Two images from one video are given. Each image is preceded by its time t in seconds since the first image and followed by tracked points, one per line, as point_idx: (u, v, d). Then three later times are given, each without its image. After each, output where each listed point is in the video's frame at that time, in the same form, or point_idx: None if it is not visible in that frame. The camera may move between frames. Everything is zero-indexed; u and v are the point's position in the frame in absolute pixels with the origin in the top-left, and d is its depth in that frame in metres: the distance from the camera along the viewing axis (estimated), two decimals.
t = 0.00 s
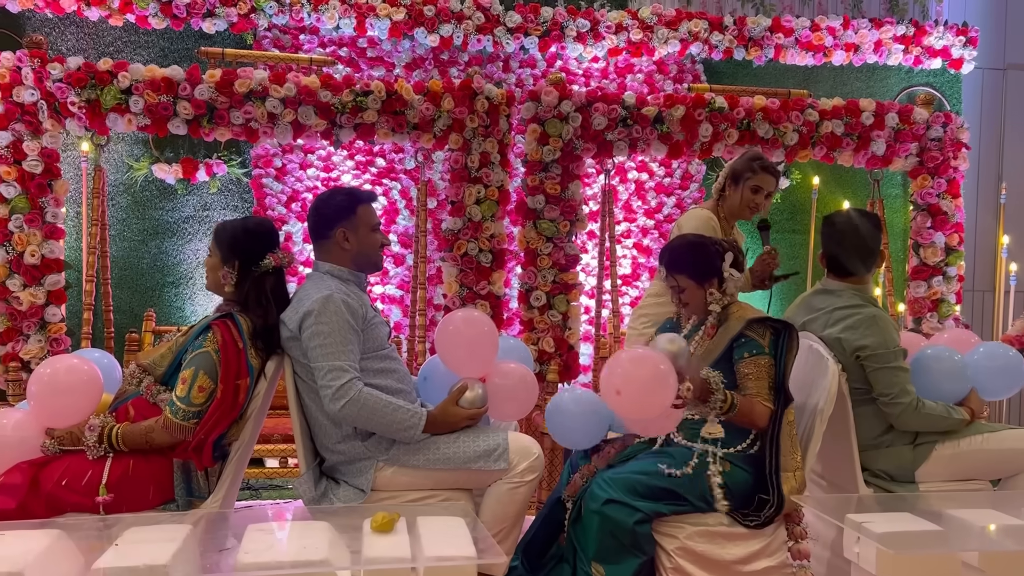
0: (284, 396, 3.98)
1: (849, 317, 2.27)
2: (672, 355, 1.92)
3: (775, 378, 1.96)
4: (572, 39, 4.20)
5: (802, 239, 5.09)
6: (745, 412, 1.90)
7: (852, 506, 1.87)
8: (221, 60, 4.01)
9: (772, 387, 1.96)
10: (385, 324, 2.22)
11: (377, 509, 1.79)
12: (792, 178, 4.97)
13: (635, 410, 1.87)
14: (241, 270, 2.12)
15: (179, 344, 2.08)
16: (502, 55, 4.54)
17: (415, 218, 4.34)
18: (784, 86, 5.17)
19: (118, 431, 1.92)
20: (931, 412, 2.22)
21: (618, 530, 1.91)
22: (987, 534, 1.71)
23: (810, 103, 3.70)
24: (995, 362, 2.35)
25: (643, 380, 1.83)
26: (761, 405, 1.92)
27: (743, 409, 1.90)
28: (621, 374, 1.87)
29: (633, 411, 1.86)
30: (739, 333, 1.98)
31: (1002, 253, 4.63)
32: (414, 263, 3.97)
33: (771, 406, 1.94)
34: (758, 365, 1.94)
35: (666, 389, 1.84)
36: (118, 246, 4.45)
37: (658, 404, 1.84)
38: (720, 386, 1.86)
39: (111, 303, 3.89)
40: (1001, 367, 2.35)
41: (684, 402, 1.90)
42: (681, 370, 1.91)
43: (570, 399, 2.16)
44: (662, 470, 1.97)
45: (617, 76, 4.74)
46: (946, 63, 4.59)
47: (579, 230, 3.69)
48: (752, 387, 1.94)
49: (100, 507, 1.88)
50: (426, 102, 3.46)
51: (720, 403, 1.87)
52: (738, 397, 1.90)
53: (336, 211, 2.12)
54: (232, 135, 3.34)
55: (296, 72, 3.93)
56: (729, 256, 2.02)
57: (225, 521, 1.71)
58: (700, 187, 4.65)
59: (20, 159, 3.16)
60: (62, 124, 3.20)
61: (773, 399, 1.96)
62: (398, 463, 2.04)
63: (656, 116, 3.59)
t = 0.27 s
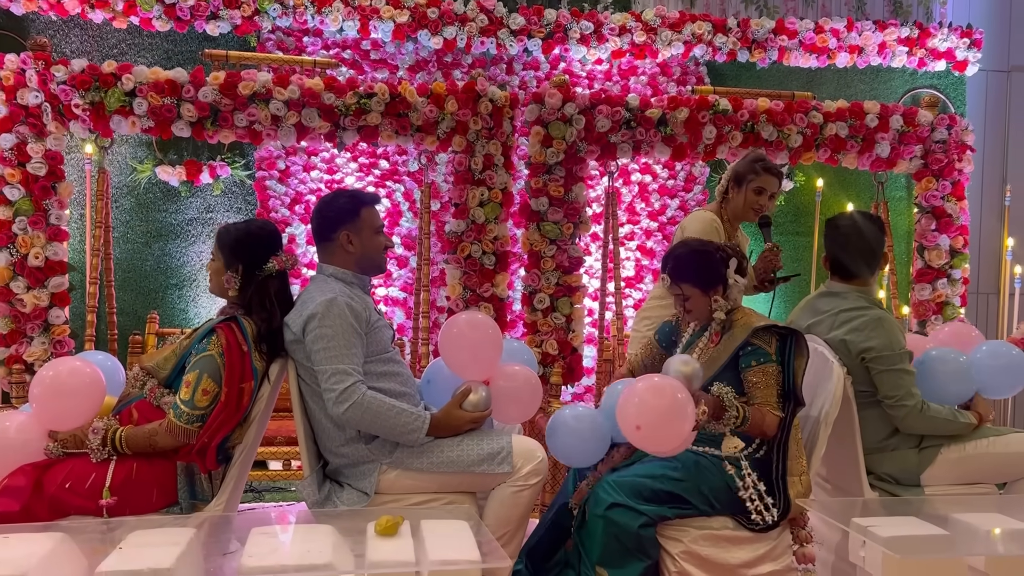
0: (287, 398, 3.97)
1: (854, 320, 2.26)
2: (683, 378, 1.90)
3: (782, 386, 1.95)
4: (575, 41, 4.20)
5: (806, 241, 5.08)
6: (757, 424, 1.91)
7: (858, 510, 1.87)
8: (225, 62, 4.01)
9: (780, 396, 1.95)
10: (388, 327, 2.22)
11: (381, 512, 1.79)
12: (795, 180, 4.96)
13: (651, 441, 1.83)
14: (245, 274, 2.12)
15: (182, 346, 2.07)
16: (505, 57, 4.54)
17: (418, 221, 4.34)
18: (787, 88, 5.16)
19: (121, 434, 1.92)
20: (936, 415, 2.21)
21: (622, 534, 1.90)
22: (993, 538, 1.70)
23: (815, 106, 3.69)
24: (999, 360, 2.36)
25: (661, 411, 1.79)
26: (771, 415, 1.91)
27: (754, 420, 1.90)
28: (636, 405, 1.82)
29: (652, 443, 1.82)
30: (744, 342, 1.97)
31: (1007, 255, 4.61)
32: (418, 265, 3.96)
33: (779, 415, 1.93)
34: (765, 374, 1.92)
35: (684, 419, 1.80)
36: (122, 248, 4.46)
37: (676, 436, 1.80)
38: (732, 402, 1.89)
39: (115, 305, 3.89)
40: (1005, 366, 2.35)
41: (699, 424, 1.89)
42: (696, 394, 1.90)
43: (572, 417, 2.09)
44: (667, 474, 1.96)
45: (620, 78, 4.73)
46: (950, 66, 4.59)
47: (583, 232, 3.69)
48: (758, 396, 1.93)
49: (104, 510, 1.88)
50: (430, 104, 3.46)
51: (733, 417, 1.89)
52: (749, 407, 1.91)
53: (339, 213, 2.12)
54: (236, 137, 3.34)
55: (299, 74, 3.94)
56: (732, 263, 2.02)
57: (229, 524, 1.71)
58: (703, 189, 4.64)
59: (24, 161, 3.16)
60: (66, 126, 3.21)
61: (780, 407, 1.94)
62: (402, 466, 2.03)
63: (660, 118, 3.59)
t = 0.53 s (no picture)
0: (291, 402, 3.98)
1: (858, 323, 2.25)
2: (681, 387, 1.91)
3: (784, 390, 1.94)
4: (578, 45, 4.20)
5: (809, 245, 5.08)
6: (757, 429, 1.90)
7: (863, 515, 1.86)
8: (229, 66, 4.02)
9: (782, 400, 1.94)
10: (392, 331, 2.22)
11: (384, 516, 1.78)
12: (799, 184, 4.95)
13: (648, 450, 1.83)
14: (249, 278, 2.12)
15: (186, 350, 2.07)
16: (509, 61, 4.55)
17: (421, 224, 4.34)
18: (791, 91, 5.16)
19: (125, 438, 1.92)
20: (942, 418, 2.20)
21: (626, 538, 1.90)
22: (999, 543, 1.69)
23: (818, 109, 3.68)
24: (1010, 364, 2.35)
25: (656, 421, 1.79)
26: (772, 420, 1.90)
27: (755, 426, 1.89)
28: (631, 415, 1.82)
29: (647, 451, 1.83)
30: (746, 348, 1.96)
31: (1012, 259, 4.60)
32: (421, 268, 3.96)
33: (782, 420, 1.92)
34: (767, 378, 1.91)
35: (679, 428, 1.80)
36: (126, 252, 4.47)
37: (671, 444, 1.81)
38: (730, 410, 1.90)
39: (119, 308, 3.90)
40: (1014, 370, 2.35)
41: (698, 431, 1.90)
42: (693, 402, 1.91)
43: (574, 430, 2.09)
44: (671, 478, 1.95)
45: (623, 81, 4.73)
46: (954, 69, 4.59)
47: (586, 236, 3.69)
48: (760, 400, 1.92)
49: (107, 514, 1.88)
50: (433, 108, 3.46)
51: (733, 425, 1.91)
52: (750, 414, 1.91)
53: (343, 217, 2.12)
54: (240, 141, 3.35)
55: (303, 78, 3.94)
56: (735, 269, 2.01)
57: (232, 529, 1.71)
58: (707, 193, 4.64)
59: (29, 165, 3.17)
60: (71, 130, 3.21)
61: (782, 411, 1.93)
62: (405, 471, 2.03)
63: (663, 121, 3.59)
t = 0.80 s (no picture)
0: (294, 405, 3.98)
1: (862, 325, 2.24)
2: (679, 388, 1.89)
3: (786, 393, 1.93)
4: (581, 47, 4.20)
5: (813, 247, 5.07)
6: (757, 430, 1.89)
7: (867, 517, 1.85)
8: (232, 69, 4.03)
9: (784, 403, 1.93)
10: (395, 333, 2.22)
11: (387, 519, 1.78)
12: (803, 186, 4.95)
13: (643, 451, 1.83)
14: (251, 279, 2.11)
15: (189, 353, 2.08)
16: (512, 63, 4.55)
17: (425, 226, 4.34)
18: (794, 93, 5.16)
19: (129, 440, 1.92)
20: (947, 419, 2.19)
21: (630, 541, 1.89)
22: (1003, 545, 1.69)
23: (822, 111, 3.68)
24: (1011, 373, 2.33)
25: (651, 422, 1.79)
26: (774, 422, 1.89)
27: (756, 427, 1.89)
28: (627, 415, 1.82)
29: (643, 452, 1.82)
30: (748, 351, 1.95)
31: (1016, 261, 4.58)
32: (424, 271, 3.97)
33: (783, 422, 1.91)
34: (769, 380, 1.91)
35: (675, 429, 1.80)
36: (129, 254, 4.47)
37: (667, 445, 1.80)
38: (730, 411, 1.88)
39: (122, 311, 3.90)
40: (1015, 380, 2.33)
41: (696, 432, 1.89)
42: (691, 403, 1.89)
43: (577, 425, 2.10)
44: (675, 481, 1.95)
45: (627, 84, 4.73)
46: (957, 71, 4.58)
47: (589, 238, 3.69)
48: (761, 402, 1.92)
49: (111, 516, 1.88)
50: (436, 110, 3.46)
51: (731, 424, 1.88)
52: (750, 416, 1.90)
53: (345, 220, 2.12)
54: (244, 143, 3.35)
55: (306, 80, 3.95)
56: (739, 272, 2.01)
57: (235, 531, 1.71)
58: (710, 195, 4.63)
59: (33, 168, 3.18)
60: (75, 133, 3.22)
61: (784, 413, 1.93)
62: (409, 473, 2.03)
63: (666, 124, 3.59)
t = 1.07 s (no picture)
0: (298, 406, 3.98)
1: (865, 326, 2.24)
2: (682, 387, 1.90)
3: (789, 394, 1.93)
4: (584, 50, 4.21)
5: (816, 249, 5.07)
6: (760, 430, 1.88)
7: (870, 519, 1.85)
8: (236, 72, 4.04)
9: (787, 404, 1.93)
10: (398, 335, 2.22)
11: (390, 520, 1.78)
12: (806, 188, 4.94)
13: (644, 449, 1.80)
14: (256, 280, 2.12)
15: (194, 354, 2.08)
16: (515, 65, 4.56)
17: (428, 228, 4.35)
18: (797, 95, 5.16)
19: (133, 442, 1.93)
20: (950, 419, 2.20)
21: (632, 543, 1.89)
22: (1007, 547, 1.68)
23: (824, 113, 3.68)
24: (1011, 374, 2.32)
25: (654, 420, 1.77)
26: (776, 423, 1.89)
27: (759, 427, 1.88)
28: (630, 413, 1.80)
29: (644, 450, 1.80)
30: (752, 352, 1.95)
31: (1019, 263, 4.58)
32: (427, 273, 3.97)
33: (786, 423, 1.91)
34: (772, 382, 1.91)
35: (678, 428, 1.78)
36: (133, 257, 4.48)
37: (669, 443, 1.78)
38: (734, 410, 1.87)
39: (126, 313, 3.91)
40: (1015, 381, 2.32)
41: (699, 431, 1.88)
42: (694, 402, 1.89)
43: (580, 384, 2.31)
44: (678, 483, 1.95)
45: (629, 86, 4.73)
46: (960, 72, 4.58)
47: (592, 240, 3.69)
48: (764, 404, 1.92)
49: (115, 518, 1.89)
50: (439, 113, 3.47)
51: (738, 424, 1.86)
52: (754, 416, 1.89)
53: (348, 222, 2.13)
54: (247, 146, 3.36)
55: (310, 83, 3.96)
56: (742, 274, 2.01)
57: (239, 532, 1.71)
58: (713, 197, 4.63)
59: (37, 170, 3.20)
60: (79, 136, 3.23)
61: (787, 415, 1.92)
62: (412, 474, 2.03)
63: (669, 126, 3.59)
